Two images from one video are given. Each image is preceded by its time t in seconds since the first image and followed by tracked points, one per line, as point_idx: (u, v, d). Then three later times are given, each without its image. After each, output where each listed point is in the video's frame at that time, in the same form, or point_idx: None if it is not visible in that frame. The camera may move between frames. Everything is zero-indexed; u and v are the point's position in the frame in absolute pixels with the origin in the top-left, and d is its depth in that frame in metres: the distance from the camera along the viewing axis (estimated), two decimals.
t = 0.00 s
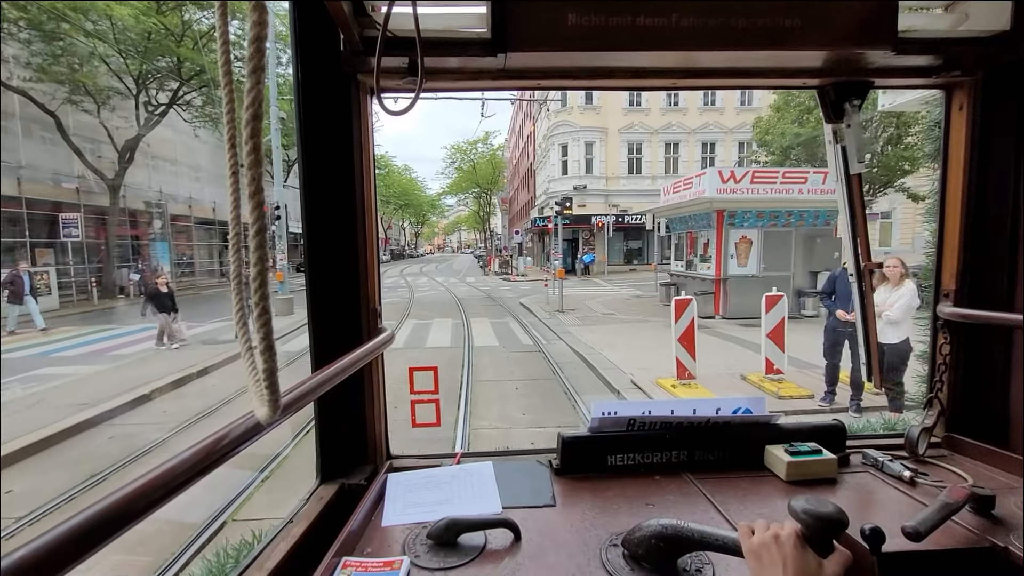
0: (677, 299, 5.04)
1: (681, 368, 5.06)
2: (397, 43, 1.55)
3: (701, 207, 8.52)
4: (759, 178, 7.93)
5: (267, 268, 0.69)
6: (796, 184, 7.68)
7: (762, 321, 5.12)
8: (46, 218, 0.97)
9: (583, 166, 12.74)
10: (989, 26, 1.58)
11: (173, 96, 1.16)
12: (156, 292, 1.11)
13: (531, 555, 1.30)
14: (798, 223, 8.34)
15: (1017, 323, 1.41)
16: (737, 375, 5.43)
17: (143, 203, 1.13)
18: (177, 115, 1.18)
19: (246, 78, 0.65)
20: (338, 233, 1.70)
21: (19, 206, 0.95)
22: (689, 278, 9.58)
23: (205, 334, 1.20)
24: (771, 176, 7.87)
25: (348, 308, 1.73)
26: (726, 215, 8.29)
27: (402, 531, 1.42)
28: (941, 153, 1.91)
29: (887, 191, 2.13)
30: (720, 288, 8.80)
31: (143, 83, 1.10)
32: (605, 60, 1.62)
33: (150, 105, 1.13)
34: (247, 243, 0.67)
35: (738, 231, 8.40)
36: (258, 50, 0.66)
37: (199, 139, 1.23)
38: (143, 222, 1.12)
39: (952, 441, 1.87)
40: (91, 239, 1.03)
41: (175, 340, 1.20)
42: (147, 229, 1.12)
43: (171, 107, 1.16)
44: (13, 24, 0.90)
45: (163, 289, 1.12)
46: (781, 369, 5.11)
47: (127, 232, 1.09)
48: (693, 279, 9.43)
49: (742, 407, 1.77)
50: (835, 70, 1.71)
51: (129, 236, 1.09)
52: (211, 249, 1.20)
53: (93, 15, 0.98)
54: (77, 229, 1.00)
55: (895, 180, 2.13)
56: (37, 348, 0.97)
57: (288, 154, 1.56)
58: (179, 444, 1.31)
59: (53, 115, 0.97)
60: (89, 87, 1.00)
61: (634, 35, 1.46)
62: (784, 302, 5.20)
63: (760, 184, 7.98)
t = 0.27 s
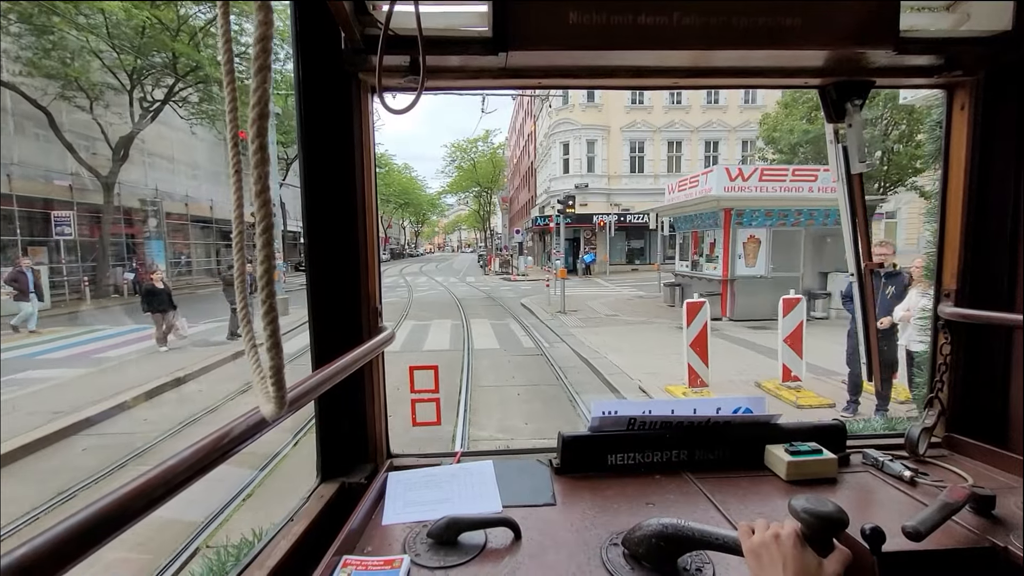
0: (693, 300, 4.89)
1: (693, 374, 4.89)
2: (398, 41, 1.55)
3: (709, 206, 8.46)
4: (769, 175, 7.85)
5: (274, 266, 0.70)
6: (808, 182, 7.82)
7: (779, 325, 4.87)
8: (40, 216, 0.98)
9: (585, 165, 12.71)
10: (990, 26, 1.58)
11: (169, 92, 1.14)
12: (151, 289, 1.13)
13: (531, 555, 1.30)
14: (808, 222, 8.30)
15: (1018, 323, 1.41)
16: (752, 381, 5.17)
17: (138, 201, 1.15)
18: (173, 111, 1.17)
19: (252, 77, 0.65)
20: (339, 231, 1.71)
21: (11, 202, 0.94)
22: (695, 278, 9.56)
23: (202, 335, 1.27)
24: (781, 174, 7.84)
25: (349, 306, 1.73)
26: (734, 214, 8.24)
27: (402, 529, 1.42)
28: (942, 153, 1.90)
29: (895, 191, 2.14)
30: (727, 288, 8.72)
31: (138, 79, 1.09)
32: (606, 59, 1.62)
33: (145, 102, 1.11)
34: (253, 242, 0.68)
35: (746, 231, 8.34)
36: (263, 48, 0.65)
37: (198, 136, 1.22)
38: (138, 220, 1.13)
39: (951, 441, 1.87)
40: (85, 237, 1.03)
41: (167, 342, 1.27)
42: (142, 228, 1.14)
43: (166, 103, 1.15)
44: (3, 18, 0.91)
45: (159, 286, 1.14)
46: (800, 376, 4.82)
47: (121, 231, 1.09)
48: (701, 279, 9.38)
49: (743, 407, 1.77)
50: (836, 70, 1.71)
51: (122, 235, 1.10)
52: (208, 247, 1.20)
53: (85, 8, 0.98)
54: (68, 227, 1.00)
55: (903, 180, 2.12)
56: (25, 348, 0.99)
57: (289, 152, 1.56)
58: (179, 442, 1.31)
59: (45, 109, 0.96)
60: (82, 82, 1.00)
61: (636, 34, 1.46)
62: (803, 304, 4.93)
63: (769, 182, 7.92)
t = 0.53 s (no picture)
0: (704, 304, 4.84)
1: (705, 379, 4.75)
2: (398, 40, 1.54)
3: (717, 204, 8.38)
4: (777, 173, 7.80)
5: (272, 265, 0.69)
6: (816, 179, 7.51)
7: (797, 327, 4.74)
8: (33, 215, 0.95)
9: (586, 164, 12.70)
10: (989, 25, 1.58)
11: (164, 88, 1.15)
12: (146, 289, 1.10)
13: (531, 554, 1.30)
14: (817, 222, 8.30)
15: (1018, 323, 1.41)
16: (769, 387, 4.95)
17: (132, 199, 1.10)
18: (168, 108, 1.17)
19: (251, 75, 0.65)
20: (339, 231, 1.70)
21: None
22: (700, 279, 9.71)
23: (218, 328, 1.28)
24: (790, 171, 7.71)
25: (348, 305, 1.73)
26: (742, 212, 8.25)
27: (401, 529, 1.42)
28: (941, 152, 1.90)
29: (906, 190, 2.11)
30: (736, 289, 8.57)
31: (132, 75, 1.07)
32: (607, 59, 1.62)
33: (140, 98, 1.10)
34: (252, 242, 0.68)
35: (753, 230, 8.37)
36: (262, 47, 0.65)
37: (193, 133, 1.23)
38: (132, 218, 1.09)
39: (951, 441, 1.87)
40: (77, 236, 1.00)
41: (176, 345, 1.30)
42: (136, 226, 1.10)
43: (161, 99, 1.15)
44: None
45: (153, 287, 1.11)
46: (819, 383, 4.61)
47: (116, 229, 1.06)
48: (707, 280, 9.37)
49: (742, 406, 1.77)
50: (836, 69, 1.71)
51: (117, 233, 1.06)
52: (205, 247, 1.23)
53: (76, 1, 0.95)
54: (60, 226, 0.97)
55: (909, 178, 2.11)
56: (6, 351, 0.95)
57: (288, 151, 1.56)
58: (179, 441, 1.31)
59: (35, 105, 0.95)
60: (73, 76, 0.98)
61: (636, 33, 1.46)
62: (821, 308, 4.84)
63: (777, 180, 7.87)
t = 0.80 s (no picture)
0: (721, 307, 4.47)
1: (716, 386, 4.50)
2: (397, 40, 1.55)
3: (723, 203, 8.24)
4: (786, 170, 7.69)
5: (268, 264, 0.69)
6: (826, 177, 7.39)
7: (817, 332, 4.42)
8: (15, 212, 0.88)
9: (587, 163, 12.67)
10: (989, 25, 1.58)
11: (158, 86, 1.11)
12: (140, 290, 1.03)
13: (530, 553, 1.30)
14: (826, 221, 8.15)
15: (1017, 323, 1.41)
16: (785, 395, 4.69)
17: (126, 197, 1.05)
18: (162, 105, 1.13)
19: (247, 74, 0.65)
20: (338, 230, 1.70)
21: None
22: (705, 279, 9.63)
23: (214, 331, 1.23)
24: (799, 168, 7.60)
25: (348, 305, 1.73)
26: (749, 211, 8.04)
27: (400, 528, 1.42)
28: (941, 152, 1.90)
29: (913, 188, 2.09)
30: (742, 290, 8.40)
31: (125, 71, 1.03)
32: (607, 58, 1.62)
33: (133, 95, 1.06)
34: (248, 242, 0.68)
35: (760, 229, 8.12)
36: (259, 46, 0.65)
37: (189, 132, 1.18)
38: (126, 218, 1.03)
39: (949, 441, 1.87)
40: (67, 235, 0.92)
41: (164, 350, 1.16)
42: (130, 225, 1.03)
43: (155, 96, 1.10)
44: None
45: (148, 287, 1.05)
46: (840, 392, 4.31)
47: (110, 229, 0.99)
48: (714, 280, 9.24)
49: (741, 406, 1.77)
50: (835, 69, 1.71)
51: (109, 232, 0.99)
52: (200, 247, 1.21)
53: None
54: (50, 225, 0.91)
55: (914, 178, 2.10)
56: None
57: (287, 151, 1.56)
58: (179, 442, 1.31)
59: (26, 103, 0.88)
60: (62, 71, 0.93)
61: (635, 33, 1.46)
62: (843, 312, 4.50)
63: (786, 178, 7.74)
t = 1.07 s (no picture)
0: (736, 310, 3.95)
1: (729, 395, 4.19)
2: (395, 39, 1.54)
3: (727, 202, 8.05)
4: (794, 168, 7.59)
5: (265, 265, 0.69)
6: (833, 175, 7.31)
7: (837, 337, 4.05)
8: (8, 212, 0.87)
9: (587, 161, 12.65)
10: (987, 25, 1.58)
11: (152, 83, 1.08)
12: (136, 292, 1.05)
13: (528, 553, 1.30)
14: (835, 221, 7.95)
15: (1015, 323, 1.41)
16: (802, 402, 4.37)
17: (120, 196, 1.04)
18: (156, 103, 1.11)
19: (244, 75, 0.65)
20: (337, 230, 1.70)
21: None
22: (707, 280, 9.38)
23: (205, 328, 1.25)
24: (806, 166, 7.55)
25: (348, 305, 1.73)
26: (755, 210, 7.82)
27: (399, 528, 1.42)
28: (940, 152, 1.90)
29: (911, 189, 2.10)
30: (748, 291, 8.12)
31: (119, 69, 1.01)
32: (606, 59, 1.62)
33: (126, 92, 1.04)
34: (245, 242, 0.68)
35: (767, 229, 7.91)
36: (254, 47, 0.66)
37: (184, 131, 1.19)
38: (120, 217, 1.03)
39: (948, 440, 1.88)
40: (58, 235, 0.91)
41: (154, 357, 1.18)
42: (124, 225, 1.04)
43: (148, 93, 1.08)
44: None
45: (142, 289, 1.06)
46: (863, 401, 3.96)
47: (105, 228, 1.00)
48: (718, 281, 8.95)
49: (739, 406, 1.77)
50: (834, 69, 1.71)
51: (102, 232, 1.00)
52: (195, 247, 1.23)
53: None
54: (41, 225, 0.89)
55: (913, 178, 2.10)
56: None
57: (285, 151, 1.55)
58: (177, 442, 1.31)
59: (16, 102, 0.86)
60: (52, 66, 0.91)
61: (634, 33, 1.46)
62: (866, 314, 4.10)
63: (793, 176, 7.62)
